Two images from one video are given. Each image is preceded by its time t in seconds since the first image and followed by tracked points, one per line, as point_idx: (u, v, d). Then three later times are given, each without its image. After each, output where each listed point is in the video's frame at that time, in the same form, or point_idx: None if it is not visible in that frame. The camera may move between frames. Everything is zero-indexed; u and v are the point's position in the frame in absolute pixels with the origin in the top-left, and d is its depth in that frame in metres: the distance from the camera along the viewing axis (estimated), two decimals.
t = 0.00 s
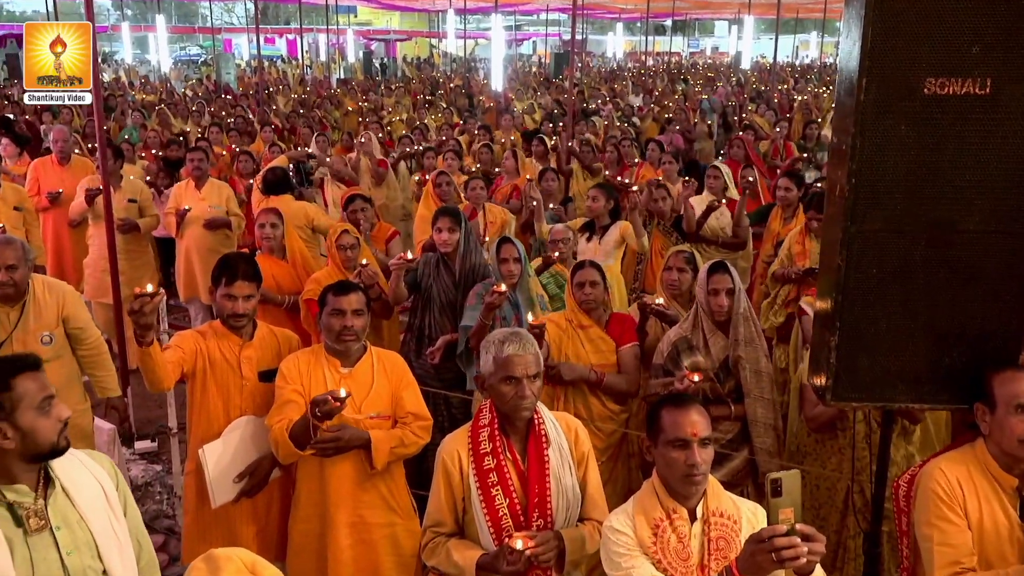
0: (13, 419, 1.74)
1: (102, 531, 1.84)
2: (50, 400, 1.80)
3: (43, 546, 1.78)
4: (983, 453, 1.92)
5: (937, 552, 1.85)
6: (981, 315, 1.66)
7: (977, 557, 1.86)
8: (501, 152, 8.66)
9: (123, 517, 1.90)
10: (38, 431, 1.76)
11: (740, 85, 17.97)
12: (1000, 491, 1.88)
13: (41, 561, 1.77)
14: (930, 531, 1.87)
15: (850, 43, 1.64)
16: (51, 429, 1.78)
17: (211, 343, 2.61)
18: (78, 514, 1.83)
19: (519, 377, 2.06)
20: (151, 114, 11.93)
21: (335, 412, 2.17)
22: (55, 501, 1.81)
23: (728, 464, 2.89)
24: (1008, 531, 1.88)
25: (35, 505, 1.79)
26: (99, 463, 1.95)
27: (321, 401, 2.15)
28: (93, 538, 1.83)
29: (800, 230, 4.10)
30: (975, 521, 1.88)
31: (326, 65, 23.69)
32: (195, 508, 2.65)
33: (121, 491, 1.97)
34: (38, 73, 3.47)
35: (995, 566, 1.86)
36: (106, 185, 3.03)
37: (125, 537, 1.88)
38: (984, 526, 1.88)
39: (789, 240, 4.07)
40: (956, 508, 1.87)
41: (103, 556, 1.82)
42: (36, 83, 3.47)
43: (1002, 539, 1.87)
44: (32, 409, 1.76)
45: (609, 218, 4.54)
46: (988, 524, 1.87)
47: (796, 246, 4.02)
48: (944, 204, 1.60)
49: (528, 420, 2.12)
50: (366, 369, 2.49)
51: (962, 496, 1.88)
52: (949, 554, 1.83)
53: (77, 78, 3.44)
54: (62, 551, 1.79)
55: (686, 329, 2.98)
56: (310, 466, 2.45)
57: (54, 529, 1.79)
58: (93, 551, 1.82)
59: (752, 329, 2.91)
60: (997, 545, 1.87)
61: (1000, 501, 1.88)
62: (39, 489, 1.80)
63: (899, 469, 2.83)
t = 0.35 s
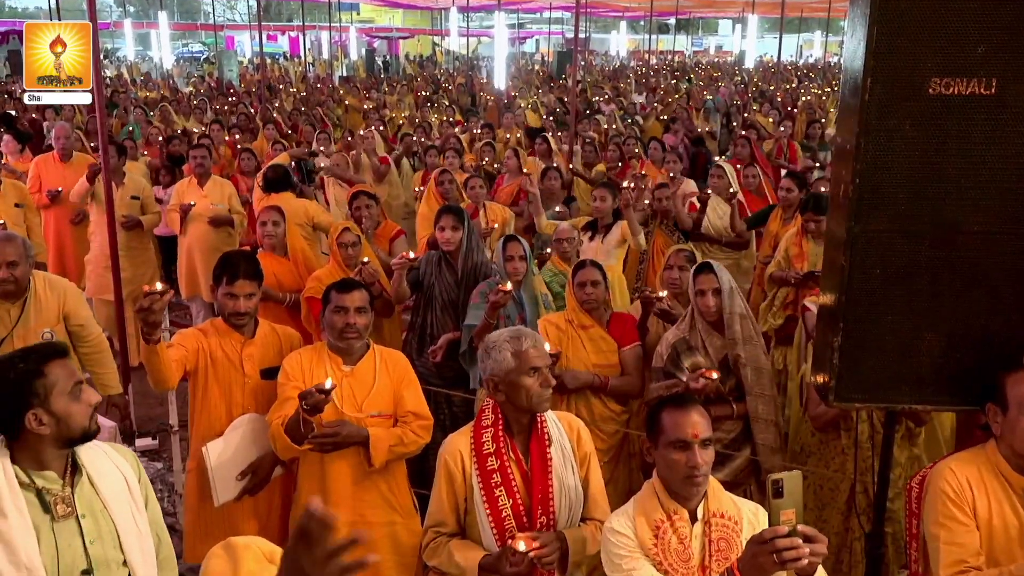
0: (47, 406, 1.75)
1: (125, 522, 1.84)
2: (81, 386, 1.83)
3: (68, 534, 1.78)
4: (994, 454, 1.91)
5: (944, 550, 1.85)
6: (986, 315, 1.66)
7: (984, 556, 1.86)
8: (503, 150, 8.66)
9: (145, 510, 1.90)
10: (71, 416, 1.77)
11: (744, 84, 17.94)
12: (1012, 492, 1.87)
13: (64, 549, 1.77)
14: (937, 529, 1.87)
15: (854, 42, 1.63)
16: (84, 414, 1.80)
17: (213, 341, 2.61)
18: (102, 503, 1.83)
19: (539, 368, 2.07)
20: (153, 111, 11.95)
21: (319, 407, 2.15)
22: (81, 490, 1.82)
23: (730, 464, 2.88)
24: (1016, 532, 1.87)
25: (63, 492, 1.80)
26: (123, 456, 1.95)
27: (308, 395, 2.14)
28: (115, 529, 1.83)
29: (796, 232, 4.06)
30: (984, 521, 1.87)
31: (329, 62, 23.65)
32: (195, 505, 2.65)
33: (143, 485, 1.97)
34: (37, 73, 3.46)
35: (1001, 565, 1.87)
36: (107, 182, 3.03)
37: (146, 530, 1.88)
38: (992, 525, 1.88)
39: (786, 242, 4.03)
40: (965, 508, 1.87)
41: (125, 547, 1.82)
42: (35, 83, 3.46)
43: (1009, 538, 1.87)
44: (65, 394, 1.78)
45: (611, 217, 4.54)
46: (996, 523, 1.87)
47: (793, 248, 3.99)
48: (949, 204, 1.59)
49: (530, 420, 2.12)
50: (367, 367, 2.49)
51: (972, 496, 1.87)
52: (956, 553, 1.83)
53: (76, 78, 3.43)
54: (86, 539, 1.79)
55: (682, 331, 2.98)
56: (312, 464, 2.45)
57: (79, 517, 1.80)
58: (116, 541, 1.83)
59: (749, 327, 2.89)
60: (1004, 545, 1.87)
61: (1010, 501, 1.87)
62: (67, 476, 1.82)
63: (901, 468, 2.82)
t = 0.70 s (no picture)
0: (53, 400, 1.75)
1: (131, 520, 1.84)
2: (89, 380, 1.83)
3: (74, 529, 1.78)
4: (995, 455, 1.92)
5: (949, 551, 1.85)
6: (987, 314, 1.66)
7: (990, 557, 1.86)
8: (504, 148, 8.66)
9: (152, 508, 1.90)
10: (78, 410, 1.77)
11: (745, 82, 17.95)
12: (1015, 493, 1.87)
13: (70, 543, 1.77)
14: (942, 530, 1.87)
15: (855, 40, 1.63)
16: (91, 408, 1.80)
17: (213, 337, 2.61)
18: (109, 500, 1.83)
19: (544, 364, 2.08)
20: (154, 108, 11.96)
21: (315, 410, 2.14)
22: (90, 485, 1.82)
23: (727, 461, 2.88)
24: (1021, 531, 1.87)
25: (71, 487, 1.80)
26: (131, 453, 1.96)
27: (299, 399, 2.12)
28: (121, 526, 1.83)
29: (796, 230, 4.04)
30: (988, 522, 1.87)
31: (328, 59, 23.61)
32: (195, 502, 2.65)
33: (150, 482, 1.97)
34: (37, 72, 3.45)
35: (1008, 565, 1.86)
36: (107, 180, 3.03)
37: (152, 528, 1.88)
38: (997, 526, 1.87)
39: (789, 241, 4.03)
40: (969, 508, 1.87)
41: (130, 544, 1.82)
42: (36, 82, 3.45)
43: (1015, 539, 1.87)
44: (72, 388, 1.78)
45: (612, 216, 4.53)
46: (1000, 523, 1.87)
47: (795, 248, 4.00)
48: (948, 203, 1.59)
49: (534, 418, 2.14)
50: (367, 365, 2.49)
51: (975, 496, 1.88)
52: (962, 554, 1.83)
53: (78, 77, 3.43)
54: (93, 535, 1.79)
55: (673, 331, 2.98)
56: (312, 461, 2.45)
57: (86, 513, 1.80)
58: (121, 538, 1.83)
59: (734, 324, 2.89)
60: (1009, 545, 1.87)
61: (1012, 500, 1.87)
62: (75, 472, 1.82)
63: (903, 468, 2.81)
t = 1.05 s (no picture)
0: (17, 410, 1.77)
1: (135, 524, 1.82)
2: (83, 399, 1.78)
3: (73, 530, 1.78)
4: (1000, 453, 1.91)
5: (951, 548, 1.85)
6: (990, 311, 1.65)
7: (994, 554, 1.86)
8: (507, 147, 8.65)
9: (161, 514, 1.88)
10: (29, 427, 1.75)
11: (746, 81, 17.97)
12: (1018, 490, 1.87)
13: (69, 544, 1.77)
14: (945, 527, 1.87)
15: (857, 39, 1.63)
16: (62, 421, 1.75)
17: (214, 337, 2.62)
18: (113, 502, 1.83)
19: (541, 368, 2.08)
20: (155, 107, 11.96)
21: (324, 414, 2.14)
22: (92, 487, 1.81)
23: (723, 460, 2.85)
24: None
25: (71, 488, 1.80)
26: (144, 456, 1.95)
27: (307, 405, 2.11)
28: (123, 529, 1.82)
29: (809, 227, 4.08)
30: (992, 518, 1.87)
31: (330, 58, 23.60)
32: (196, 502, 2.65)
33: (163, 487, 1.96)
34: (37, 73, 3.45)
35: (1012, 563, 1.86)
36: (108, 179, 3.03)
37: (156, 534, 1.86)
38: (1001, 524, 1.87)
39: (802, 235, 4.04)
40: (972, 505, 1.87)
41: (132, 549, 1.81)
42: (36, 83, 3.45)
43: (1019, 537, 1.86)
44: (25, 406, 1.75)
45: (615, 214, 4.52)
46: (1004, 521, 1.87)
47: (808, 242, 4.00)
48: (950, 202, 1.59)
49: (540, 417, 2.13)
50: (369, 364, 2.49)
51: (979, 494, 1.87)
52: (963, 551, 1.83)
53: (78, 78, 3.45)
54: (92, 538, 1.79)
55: (667, 330, 2.99)
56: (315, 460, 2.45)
57: (86, 515, 1.79)
58: (122, 541, 1.81)
59: (726, 324, 2.88)
60: (1013, 543, 1.87)
61: (1015, 497, 1.87)
62: (78, 473, 1.82)
63: (906, 467, 2.81)
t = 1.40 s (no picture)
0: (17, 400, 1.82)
1: (136, 528, 1.80)
2: (56, 405, 1.76)
3: (71, 529, 1.78)
4: (1002, 452, 1.91)
5: (953, 547, 1.85)
6: (994, 308, 1.65)
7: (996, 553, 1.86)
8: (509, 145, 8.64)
9: (167, 519, 1.85)
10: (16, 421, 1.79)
11: (750, 79, 17.97)
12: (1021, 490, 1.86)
13: (67, 543, 1.78)
14: (947, 526, 1.88)
15: (860, 36, 1.62)
16: (31, 424, 1.75)
17: (215, 335, 2.61)
18: (116, 504, 1.81)
19: (542, 366, 2.08)
20: (157, 105, 11.95)
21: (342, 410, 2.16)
22: (95, 486, 1.81)
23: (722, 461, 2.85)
24: None
25: (72, 485, 1.80)
26: (156, 456, 1.93)
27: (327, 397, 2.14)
28: (124, 531, 1.81)
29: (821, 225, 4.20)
30: (994, 517, 1.87)
31: (332, 56, 23.61)
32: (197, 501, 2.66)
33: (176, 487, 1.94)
34: (37, 72, 3.46)
35: (1014, 562, 1.85)
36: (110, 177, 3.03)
37: (158, 538, 1.84)
38: (1004, 524, 1.86)
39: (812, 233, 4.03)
40: (974, 504, 1.87)
41: (132, 552, 1.79)
42: (36, 82, 3.46)
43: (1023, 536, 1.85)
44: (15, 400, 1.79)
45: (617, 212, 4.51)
46: (1007, 520, 1.86)
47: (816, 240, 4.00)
48: (953, 199, 1.59)
49: (542, 416, 2.13)
50: (371, 362, 2.49)
51: (982, 494, 1.87)
52: (965, 550, 1.83)
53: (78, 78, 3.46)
54: (90, 538, 1.78)
55: (664, 332, 2.95)
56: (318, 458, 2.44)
57: (86, 514, 1.79)
58: (122, 543, 1.80)
59: (722, 323, 2.87)
60: (1016, 543, 1.86)
61: (1018, 497, 1.86)
62: (81, 472, 1.81)
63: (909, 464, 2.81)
